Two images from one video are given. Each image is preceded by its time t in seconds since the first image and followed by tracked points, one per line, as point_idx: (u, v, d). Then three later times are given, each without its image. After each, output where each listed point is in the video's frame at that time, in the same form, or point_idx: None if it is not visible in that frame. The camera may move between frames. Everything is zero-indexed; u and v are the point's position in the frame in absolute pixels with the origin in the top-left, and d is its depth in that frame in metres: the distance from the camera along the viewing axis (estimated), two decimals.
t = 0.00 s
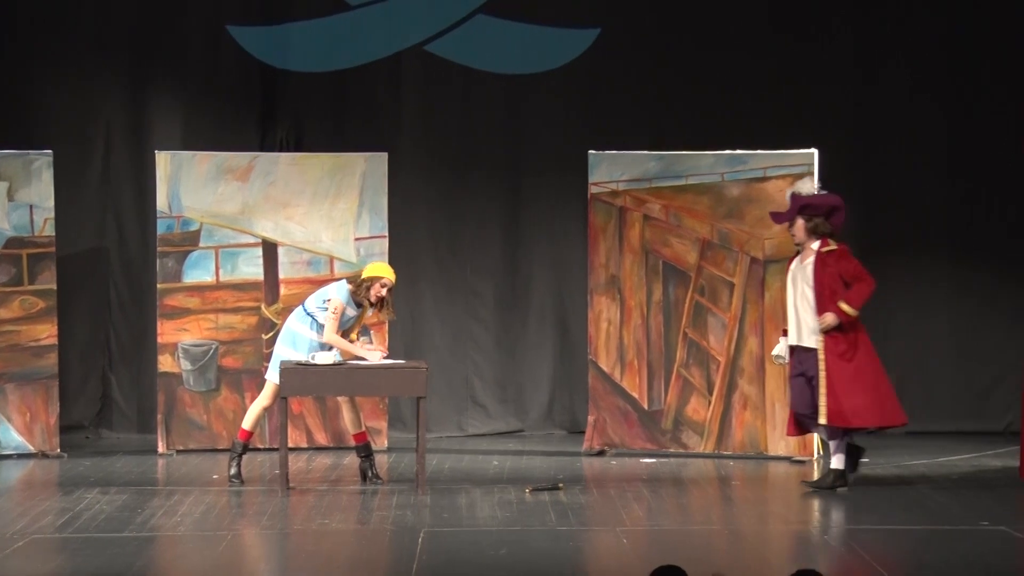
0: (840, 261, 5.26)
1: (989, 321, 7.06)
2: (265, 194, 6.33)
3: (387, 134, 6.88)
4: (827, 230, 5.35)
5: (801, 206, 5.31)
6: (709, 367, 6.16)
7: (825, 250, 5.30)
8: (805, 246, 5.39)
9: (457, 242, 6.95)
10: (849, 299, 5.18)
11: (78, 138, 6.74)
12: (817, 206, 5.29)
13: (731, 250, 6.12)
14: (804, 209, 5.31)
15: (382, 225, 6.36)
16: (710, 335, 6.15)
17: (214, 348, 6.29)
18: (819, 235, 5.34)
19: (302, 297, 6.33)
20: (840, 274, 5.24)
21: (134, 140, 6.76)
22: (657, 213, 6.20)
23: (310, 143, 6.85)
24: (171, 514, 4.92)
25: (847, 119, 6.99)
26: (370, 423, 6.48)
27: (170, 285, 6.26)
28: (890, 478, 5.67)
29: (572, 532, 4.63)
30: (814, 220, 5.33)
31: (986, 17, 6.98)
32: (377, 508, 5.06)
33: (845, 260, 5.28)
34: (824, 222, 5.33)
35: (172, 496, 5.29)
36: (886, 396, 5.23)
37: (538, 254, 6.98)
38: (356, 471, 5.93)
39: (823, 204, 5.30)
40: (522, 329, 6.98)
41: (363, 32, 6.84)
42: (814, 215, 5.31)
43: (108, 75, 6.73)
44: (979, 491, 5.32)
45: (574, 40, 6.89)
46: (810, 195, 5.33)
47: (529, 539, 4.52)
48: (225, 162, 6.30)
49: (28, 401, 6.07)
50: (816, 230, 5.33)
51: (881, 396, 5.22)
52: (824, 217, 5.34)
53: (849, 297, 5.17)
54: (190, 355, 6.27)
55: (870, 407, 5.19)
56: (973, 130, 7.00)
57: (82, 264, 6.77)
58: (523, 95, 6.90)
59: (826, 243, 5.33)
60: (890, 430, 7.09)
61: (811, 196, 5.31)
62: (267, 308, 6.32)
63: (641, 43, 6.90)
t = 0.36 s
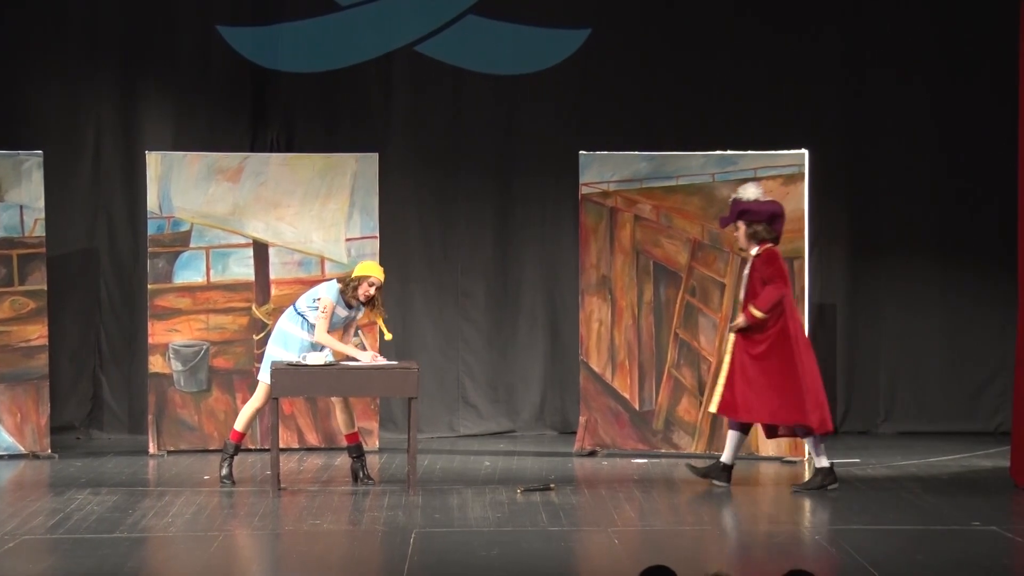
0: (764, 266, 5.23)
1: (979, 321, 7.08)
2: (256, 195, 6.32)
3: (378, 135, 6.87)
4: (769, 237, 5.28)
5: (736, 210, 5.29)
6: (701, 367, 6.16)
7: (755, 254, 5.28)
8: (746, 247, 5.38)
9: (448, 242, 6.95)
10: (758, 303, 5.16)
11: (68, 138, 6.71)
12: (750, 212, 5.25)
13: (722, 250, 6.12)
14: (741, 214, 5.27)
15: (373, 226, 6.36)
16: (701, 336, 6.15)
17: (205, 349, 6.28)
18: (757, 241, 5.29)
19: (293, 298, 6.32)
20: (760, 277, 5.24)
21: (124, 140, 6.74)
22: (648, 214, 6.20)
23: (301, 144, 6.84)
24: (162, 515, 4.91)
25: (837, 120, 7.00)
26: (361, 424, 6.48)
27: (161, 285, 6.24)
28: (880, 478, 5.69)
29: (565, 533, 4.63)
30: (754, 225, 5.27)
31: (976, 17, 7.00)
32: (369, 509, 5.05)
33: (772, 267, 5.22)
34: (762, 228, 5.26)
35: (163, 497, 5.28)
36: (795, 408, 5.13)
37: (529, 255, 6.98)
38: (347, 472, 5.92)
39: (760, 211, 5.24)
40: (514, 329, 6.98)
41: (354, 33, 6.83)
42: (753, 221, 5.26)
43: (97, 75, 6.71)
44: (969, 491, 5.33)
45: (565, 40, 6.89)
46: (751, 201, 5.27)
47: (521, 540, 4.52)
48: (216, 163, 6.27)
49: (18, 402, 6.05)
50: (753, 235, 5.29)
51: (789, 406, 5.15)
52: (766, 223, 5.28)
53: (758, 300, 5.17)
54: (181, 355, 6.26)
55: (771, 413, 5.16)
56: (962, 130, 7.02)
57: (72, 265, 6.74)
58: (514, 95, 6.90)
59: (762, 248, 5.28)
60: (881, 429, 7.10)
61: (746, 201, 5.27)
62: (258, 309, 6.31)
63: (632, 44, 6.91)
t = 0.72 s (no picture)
0: (704, 261, 5.43)
1: (981, 321, 7.07)
2: (258, 194, 6.32)
3: (379, 135, 6.87)
4: (714, 232, 5.48)
5: (682, 204, 5.50)
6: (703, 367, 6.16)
7: (698, 249, 5.47)
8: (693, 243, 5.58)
9: (450, 242, 6.95)
10: (697, 298, 5.37)
11: (70, 138, 6.72)
12: (695, 207, 5.46)
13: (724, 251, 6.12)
14: (687, 208, 5.48)
15: (375, 226, 6.36)
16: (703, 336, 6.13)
17: (207, 349, 6.28)
18: (703, 236, 5.49)
19: (295, 298, 6.32)
20: (701, 273, 5.44)
21: (126, 140, 6.75)
22: (650, 214, 6.19)
23: (303, 144, 6.84)
24: (164, 515, 4.91)
25: (839, 120, 7.00)
26: (363, 423, 6.48)
27: (163, 285, 6.24)
28: (882, 478, 5.68)
29: (567, 533, 4.63)
30: (700, 220, 5.48)
31: (978, 17, 6.99)
32: (371, 509, 5.05)
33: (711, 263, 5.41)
34: (708, 224, 5.46)
35: (166, 496, 5.28)
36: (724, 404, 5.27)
37: (531, 255, 6.98)
38: (349, 472, 5.93)
39: (705, 206, 5.44)
40: (515, 329, 6.98)
41: (356, 33, 6.83)
42: (699, 217, 5.47)
43: (99, 75, 6.71)
44: (971, 491, 5.33)
45: (567, 40, 6.89)
46: (697, 195, 5.48)
47: (523, 539, 4.52)
48: (218, 163, 6.27)
49: (21, 401, 6.05)
50: (699, 231, 5.49)
51: (716, 401, 5.30)
52: (712, 219, 5.47)
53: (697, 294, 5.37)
54: (183, 355, 6.26)
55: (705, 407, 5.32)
56: (964, 130, 7.01)
57: (74, 264, 6.74)
58: (516, 95, 6.90)
59: (706, 242, 5.47)
60: (883, 429, 7.09)
61: (693, 195, 5.48)
62: (260, 309, 6.31)
63: (634, 43, 6.90)
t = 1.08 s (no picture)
0: (654, 268, 5.41)
1: (998, 321, 7.04)
2: (274, 194, 6.34)
3: (394, 134, 6.89)
4: (669, 237, 5.47)
5: (639, 209, 5.44)
6: (718, 367, 6.17)
7: (652, 255, 5.46)
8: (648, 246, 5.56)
9: (465, 242, 6.95)
10: (645, 309, 5.39)
11: (86, 139, 6.75)
12: (652, 212, 5.41)
13: (739, 250, 6.10)
14: (644, 214, 5.43)
15: (390, 225, 6.37)
16: (719, 335, 6.16)
17: (223, 348, 6.30)
18: (658, 240, 5.47)
19: (311, 297, 6.34)
20: (649, 282, 5.44)
21: (142, 140, 6.78)
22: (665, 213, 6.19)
23: (318, 144, 6.86)
24: (181, 514, 4.93)
25: (855, 119, 6.98)
26: (379, 423, 6.49)
27: (180, 285, 6.27)
28: (898, 478, 5.67)
29: (582, 532, 4.64)
30: (656, 225, 5.45)
31: (996, 15, 6.97)
32: (386, 508, 5.06)
33: (662, 270, 5.39)
34: (664, 229, 5.44)
35: (182, 495, 5.30)
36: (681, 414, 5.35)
37: (546, 254, 6.98)
38: (365, 471, 5.94)
39: (661, 212, 5.41)
40: (531, 329, 6.98)
41: (371, 34, 6.86)
42: (655, 222, 5.43)
43: (115, 75, 6.74)
44: (988, 492, 5.31)
45: (582, 40, 6.89)
46: (653, 201, 5.43)
47: (538, 539, 4.52)
48: (234, 162, 6.30)
49: (38, 400, 6.09)
50: (654, 235, 5.47)
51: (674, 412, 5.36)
52: (668, 223, 5.45)
53: (645, 304, 5.38)
54: (199, 355, 6.28)
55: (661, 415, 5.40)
56: (981, 129, 6.98)
57: (91, 264, 6.78)
58: (531, 94, 6.90)
59: (660, 248, 5.47)
60: (899, 429, 7.07)
61: (648, 201, 5.43)
62: (276, 308, 6.33)
63: (649, 43, 6.90)
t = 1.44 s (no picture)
0: (625, 263, 5.66)
1: None
2: (307, 194, 6.39)
3: (426, 135, 6.91)
4: (644, 234, 5.73)
5: (617, 206, 5.71)
6: (752, 367, 6.13)
7: (626, 251, 5.70)
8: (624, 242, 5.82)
9: (496, 241, 6.97)
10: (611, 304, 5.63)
11: (120, 141, 6.83)
12: (629, 210, 5.68)
13: (773, 249, 6.07)
14: (621, 210, 5.69)
15: (423, 225, 6.41)
16: (752, 335, 6.12)
17: (257, 347, 6.35)
18: (634, 237, 5.73)
19: (344, 297, 6.38)
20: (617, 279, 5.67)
21: (176, 142, 6.85)
22: (698, 213, 6.18)
23: (350, 143, 6.90)
24: (215, 513, 4.98)
25: (889, 116, 6.93)
26: (412, 422, 6.52)
27: (214, 284, 6.32)
28: (934, 479, 5.63)
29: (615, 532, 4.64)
30: (632, 223, 5.72)
31: None
32: (420, 507, 5.09)
33: (632, 266, 5.64)
34: (639, 226, 5.71)
35: (216, 494, 5.35)
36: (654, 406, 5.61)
37: (578, 254, 6.99)
38: (398, 471, 5.97)
39: (637, 210, 5.68)
40: (563, 328, 6.99)
41: (403, 35, 6.87)
42: (632, 219, 5.70)
43: (149, 78, 6.82)
44: None
45: (615, 41, 6.88)
46: (630, 198, 5.70)
47: (570, 539, 4.53)
48: (267, 162, 6.35)
49: (73, 400, 6.16)
50: (629, 231, 5.74)
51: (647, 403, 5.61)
52: (644, 221, 5.72)
53: (612, 299, 5.63)
54: (233, 354, 6.34)
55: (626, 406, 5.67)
56: (1017, 126, 6.91)
57: (126, 264, 6.86)
58: (562, 95, 6.91)
59: (634, 244, 5.72)
60: (934, 430, 7.01)
61: (624, 199, 5.71)
62: (309, 308, 6.38)
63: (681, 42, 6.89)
